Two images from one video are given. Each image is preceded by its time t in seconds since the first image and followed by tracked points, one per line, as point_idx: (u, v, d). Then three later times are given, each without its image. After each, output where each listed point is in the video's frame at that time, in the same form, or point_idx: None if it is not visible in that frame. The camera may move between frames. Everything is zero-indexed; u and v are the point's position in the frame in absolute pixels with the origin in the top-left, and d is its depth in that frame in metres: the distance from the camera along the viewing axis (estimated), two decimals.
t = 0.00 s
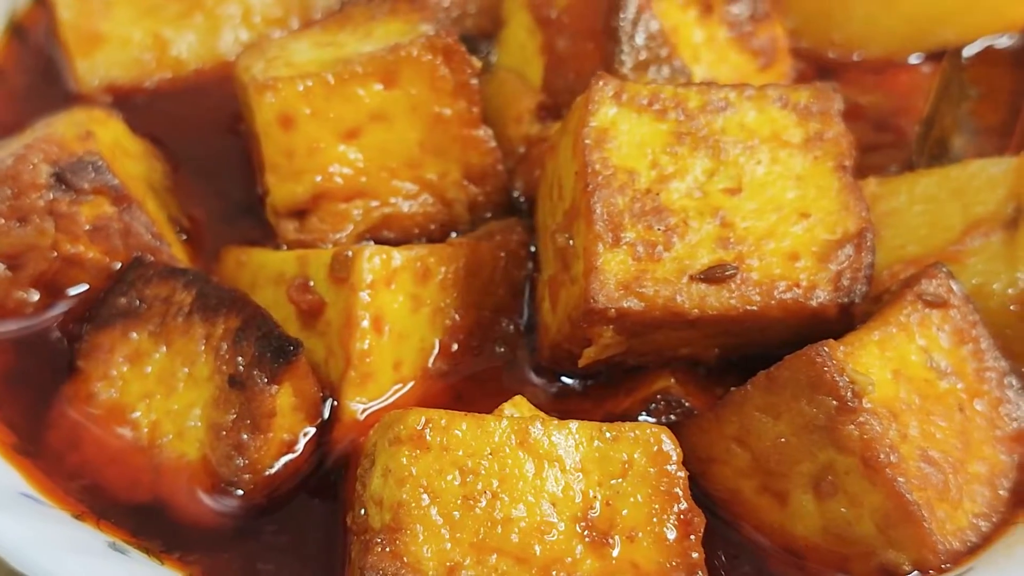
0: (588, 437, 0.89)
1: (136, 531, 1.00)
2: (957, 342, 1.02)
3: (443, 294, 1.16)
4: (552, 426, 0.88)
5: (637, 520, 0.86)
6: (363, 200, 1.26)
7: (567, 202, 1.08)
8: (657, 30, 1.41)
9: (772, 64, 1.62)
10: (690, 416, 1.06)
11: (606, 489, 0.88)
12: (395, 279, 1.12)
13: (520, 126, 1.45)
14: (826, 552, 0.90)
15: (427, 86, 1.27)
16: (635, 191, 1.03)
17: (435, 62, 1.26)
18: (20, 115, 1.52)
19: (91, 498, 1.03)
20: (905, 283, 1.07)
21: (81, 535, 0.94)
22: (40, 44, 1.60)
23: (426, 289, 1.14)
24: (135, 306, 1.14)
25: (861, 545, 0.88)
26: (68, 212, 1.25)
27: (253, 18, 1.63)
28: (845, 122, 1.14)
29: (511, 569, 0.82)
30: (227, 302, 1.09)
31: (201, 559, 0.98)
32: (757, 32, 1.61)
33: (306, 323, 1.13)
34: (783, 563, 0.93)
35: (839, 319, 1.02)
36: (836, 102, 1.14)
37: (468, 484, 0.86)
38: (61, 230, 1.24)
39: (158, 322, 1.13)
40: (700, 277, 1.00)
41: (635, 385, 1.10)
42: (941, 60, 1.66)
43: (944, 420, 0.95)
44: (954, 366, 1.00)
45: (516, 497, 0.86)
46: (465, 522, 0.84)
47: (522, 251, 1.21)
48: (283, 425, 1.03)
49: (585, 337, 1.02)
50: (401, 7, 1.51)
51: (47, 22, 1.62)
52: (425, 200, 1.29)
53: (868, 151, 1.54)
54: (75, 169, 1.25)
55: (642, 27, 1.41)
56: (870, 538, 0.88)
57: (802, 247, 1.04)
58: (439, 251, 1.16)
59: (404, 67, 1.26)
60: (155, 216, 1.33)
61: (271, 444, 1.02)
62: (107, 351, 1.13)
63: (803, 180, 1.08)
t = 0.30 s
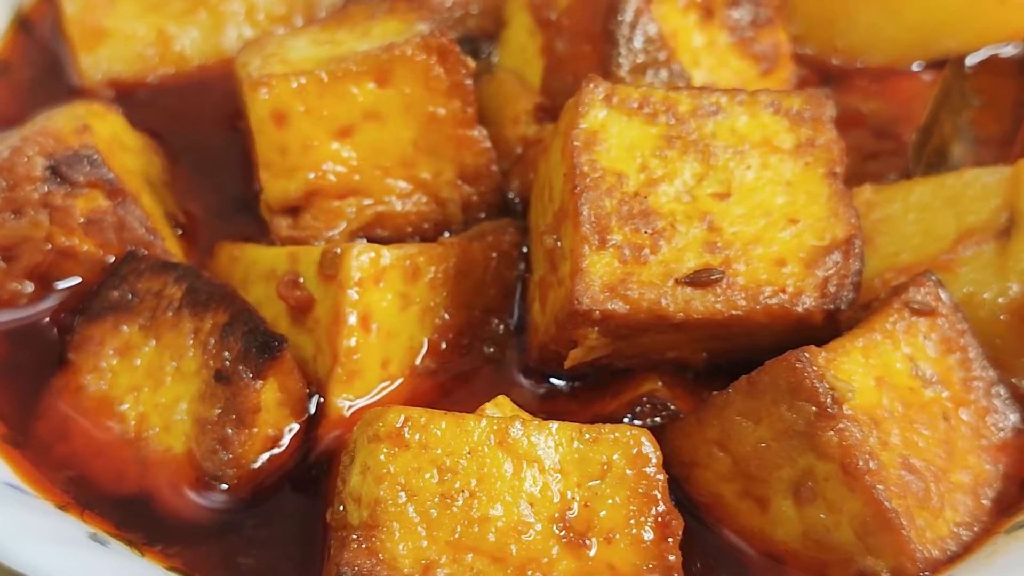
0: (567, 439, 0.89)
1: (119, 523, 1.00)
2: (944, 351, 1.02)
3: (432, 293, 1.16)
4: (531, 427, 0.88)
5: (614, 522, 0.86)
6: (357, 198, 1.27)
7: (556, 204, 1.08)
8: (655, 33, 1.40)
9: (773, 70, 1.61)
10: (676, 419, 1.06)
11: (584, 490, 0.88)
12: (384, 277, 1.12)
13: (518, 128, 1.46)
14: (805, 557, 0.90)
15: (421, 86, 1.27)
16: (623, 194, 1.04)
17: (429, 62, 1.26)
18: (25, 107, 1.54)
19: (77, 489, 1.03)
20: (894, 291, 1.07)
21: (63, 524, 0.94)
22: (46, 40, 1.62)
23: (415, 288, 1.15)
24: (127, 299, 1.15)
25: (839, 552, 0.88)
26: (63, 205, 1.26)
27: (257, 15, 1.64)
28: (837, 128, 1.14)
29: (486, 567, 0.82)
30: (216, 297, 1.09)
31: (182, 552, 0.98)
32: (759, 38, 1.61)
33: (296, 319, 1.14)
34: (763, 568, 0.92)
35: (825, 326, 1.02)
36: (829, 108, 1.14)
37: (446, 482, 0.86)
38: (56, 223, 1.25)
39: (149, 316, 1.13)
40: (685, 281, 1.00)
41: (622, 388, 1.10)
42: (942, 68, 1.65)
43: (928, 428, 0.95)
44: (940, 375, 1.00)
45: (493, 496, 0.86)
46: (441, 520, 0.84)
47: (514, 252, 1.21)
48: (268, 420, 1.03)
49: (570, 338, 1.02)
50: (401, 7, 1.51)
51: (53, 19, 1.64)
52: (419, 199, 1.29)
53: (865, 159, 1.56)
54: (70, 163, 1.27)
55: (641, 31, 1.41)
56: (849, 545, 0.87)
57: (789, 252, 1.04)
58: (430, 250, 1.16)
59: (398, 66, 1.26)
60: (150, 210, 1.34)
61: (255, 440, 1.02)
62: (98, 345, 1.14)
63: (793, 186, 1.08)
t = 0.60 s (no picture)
0: (539, 440, 0.89)
1: (97, 512, 1.01)
2: (927, 362, 1.02)
3: (417, 292, 1.16)
4: (504, 427, 0.88)
5: (584, 525, 0.86)
6: (347, 196, 1.27)
7: (541, 205, 1.08)
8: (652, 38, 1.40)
9: (774, 77, 1.61)
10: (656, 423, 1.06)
11: (555, 492, 0.88)
12: (368, 275, 1.13)
13: (513, 129, 1.46)
14: (777, 565, 0.89)
15: (414, 86, 1.27)
16: (607, 198, 1.04)
17: (421, 61, 1.26)
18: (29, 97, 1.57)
19: (58, 478, 1.04)
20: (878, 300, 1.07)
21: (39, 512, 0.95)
22: (53, 31, 1.64)
23: (401, 286, 1.15)
24: (116, 291, 1.16)
25: (810, 561, 0.87)
26: (56, 195, 1.29)
27: (261, 12, 1.65)
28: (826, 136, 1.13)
29: (453, 566, 0.82)
30: (201, 290, 1.10)
31: (157, 542, 0.98)
32: (760, 45, 1.61)
33: (281, 315, 1.14)
34: None
35: (805, 334, 1.01)
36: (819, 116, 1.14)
37: (416, 480, 0.86)
38: (48, 213, 1.28)
39: (136, 307, 1.14)
40: (666, 285, 1.00)
41: (604, 392, 1.10)
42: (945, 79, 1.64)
43: (904, 439, 0.94)
44: (921, 386, 1.00)
45: (463, 496, 0.86)
46: (410, 517, 0.84)
47: (502, 253, 1.21)
48: (247, 414, 1.03)
49: (551, 340, 1.02)
50: (403, 7, 1.52)
51: (61, 10, 1.65)
52: (409, 199, 1.30)
53: (863, 169, 1.54)
54: (63, 154, 1.29)
55: (638, 35, 1.41)
56: (819, 554, 0.86)
57: (772, 259, 1.03)
58: (417, 249, 1.16)
59: (391, 65, 1.26)
60: (143, 203, 1.35)
61: (234, 433, 1.02)
62: (85, 334, 1.14)
63: (779, 194, 1.08)
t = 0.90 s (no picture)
0: (509, 441, 0.89)
1: (73, 499, 1.01)
2: (907, 375, 1.01)
3: (401, 290, 1.16)
4: (474, 428, 0.89)
5: (550, 527, 0.86)
6: (337, 192, 1.28)
7: (525, 207, 1.08)
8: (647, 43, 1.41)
9: (774, 85, 1.60)
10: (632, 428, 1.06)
11: (523, 494, 0.88)
12: (352, 272, 1.13)
13: (508, 130, 1.47)
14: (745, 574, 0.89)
15: (405, 85, 1.27)
16: (589, 201, 1.04)
17: (414, 61, 1.26)
18: (32, 88, 1.58)
19: (37, 464, 1.05)
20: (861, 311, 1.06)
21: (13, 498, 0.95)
22: (58, 21, 1.65)
23: (384, 284, 1.15)
24: (104, 281, 1.17)
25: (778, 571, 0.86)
26: (48, 184, 1.30)
27: (265, 7, 1.66)
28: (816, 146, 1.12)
29: (416, 563, 0.82)
30: (184, 282, 1.10)
31: (129, 530, 0.99)
32: (761, 52, 1.60)
33: (264, 310, 1.15)
34: None
35: (785, 342, 1.01)
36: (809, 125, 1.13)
37: (384, 477, 0.86)
38: (40, 202, 1.29)
39: (122, 297, 1.15)
40: (644, 290, 1.00)
41: (583, 396, 1.10)
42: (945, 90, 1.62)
43: (878, 451, 0.94)
44: (900, 399, 0.99)
45: (431, 494, 0.86)
46: (376, 514, 0.85)
47: (489, 254, 1.21)
48: (225, 407, 1.04)
49: (529, 342, 1.02)
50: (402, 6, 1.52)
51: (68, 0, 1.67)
52: (396, 198, 1.30)
53: (859, 180, 1.53)
54: (58, 143, 1.30)
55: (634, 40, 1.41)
56: (787, 564, 0.86)
57: (754, 267, 1.03)
58: (401, 248, 1.17)
59: (383, 63, 1.26)
60: (135, 194, 1.36)
61: (211, 425, 1.03)
62: (70, 323, 1.15)
63: (764, 203, 1.07)
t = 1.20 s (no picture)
0: (477, 442, 0.89)
1: (49, 485, 1.02)
2: (885, 389, 1.01)
3: (385, 288, 1.16)
4: (443, 427, 0.89)
5: (515, 528, 0.86)
6: (327, 188, 1.29)
7: (508, 208, 1.09)
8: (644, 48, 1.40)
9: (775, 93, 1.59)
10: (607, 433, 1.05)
11: (489, 495, 0.88)
12: (335, 267, 1.14)
13: (503, 132, 1.47)
14: None
15: (398, 83, 1.28)
16: (571, 205, 1.04)
17: (407, 60, 1.27)
18: (37, 76, 1.61)
19: (17, 450, 1.06)
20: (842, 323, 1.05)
21: None
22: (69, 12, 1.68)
23: (368, 281, 1.15)
24: (93, 271, 1.17)
25: None
26: (43, 172, 1.32)
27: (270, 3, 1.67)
28: (803, 155, 1.12)
29: (378, 560, 0.83)
30: (169, 273, 1.11)
31: (102, 518, 0.99)
32: (762, 60, 1.58)
33: (249, 302, 1.16)
34: None
35: (763, 351, 1.00)
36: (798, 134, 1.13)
37: (351, 473, 0.87)
38: (33, 189, 1.31)
39: (108, 285, 1.16)
40: (622, 295, 0.99)
41: (562, 399, 1.09)
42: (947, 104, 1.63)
43: (850, 464, 0.93)
44: (875, 411, 0.99)
45: (397, 492, 0.86)
46: (341, 509, 0.85)
47: (475, 254, 1.21)
48: (202, 398, 1.05)
49: (507, 343, 1.02)
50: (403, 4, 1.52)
51: None
52: (385, 195, 1.31)
53: (857, 192, 1.51)
54: (52, 132, 1.33)
55: (631, 45, 1.40)
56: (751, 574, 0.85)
57: (733, 275, 1.03)
58: (387, 246, 1.17)
59: (376, 62, 1.27)
60: (130, 185, 1.37)
61: (188, 416, 1.04)
62: (57, 309, 1.17)
63: (748, 211, 1.07)
